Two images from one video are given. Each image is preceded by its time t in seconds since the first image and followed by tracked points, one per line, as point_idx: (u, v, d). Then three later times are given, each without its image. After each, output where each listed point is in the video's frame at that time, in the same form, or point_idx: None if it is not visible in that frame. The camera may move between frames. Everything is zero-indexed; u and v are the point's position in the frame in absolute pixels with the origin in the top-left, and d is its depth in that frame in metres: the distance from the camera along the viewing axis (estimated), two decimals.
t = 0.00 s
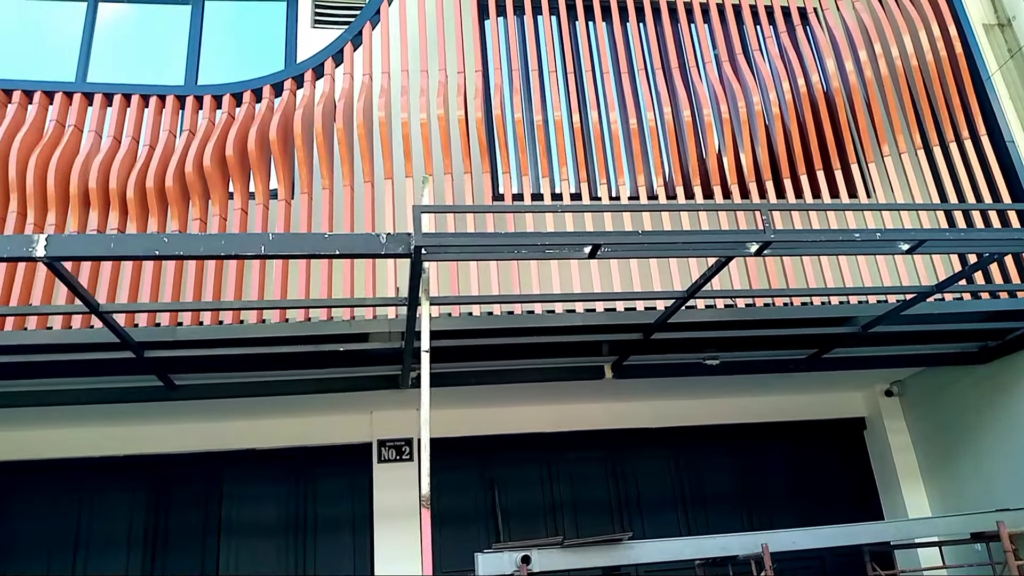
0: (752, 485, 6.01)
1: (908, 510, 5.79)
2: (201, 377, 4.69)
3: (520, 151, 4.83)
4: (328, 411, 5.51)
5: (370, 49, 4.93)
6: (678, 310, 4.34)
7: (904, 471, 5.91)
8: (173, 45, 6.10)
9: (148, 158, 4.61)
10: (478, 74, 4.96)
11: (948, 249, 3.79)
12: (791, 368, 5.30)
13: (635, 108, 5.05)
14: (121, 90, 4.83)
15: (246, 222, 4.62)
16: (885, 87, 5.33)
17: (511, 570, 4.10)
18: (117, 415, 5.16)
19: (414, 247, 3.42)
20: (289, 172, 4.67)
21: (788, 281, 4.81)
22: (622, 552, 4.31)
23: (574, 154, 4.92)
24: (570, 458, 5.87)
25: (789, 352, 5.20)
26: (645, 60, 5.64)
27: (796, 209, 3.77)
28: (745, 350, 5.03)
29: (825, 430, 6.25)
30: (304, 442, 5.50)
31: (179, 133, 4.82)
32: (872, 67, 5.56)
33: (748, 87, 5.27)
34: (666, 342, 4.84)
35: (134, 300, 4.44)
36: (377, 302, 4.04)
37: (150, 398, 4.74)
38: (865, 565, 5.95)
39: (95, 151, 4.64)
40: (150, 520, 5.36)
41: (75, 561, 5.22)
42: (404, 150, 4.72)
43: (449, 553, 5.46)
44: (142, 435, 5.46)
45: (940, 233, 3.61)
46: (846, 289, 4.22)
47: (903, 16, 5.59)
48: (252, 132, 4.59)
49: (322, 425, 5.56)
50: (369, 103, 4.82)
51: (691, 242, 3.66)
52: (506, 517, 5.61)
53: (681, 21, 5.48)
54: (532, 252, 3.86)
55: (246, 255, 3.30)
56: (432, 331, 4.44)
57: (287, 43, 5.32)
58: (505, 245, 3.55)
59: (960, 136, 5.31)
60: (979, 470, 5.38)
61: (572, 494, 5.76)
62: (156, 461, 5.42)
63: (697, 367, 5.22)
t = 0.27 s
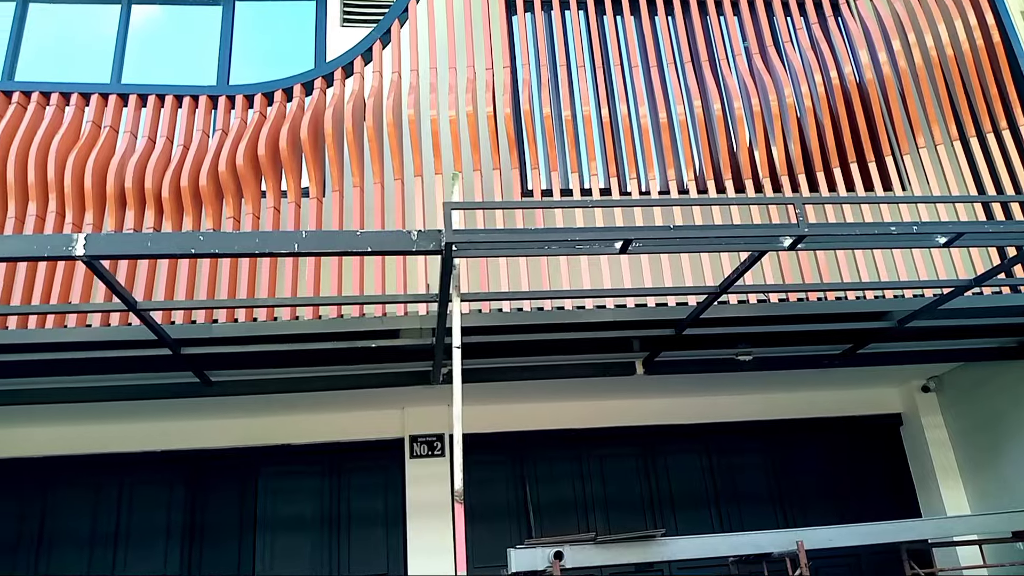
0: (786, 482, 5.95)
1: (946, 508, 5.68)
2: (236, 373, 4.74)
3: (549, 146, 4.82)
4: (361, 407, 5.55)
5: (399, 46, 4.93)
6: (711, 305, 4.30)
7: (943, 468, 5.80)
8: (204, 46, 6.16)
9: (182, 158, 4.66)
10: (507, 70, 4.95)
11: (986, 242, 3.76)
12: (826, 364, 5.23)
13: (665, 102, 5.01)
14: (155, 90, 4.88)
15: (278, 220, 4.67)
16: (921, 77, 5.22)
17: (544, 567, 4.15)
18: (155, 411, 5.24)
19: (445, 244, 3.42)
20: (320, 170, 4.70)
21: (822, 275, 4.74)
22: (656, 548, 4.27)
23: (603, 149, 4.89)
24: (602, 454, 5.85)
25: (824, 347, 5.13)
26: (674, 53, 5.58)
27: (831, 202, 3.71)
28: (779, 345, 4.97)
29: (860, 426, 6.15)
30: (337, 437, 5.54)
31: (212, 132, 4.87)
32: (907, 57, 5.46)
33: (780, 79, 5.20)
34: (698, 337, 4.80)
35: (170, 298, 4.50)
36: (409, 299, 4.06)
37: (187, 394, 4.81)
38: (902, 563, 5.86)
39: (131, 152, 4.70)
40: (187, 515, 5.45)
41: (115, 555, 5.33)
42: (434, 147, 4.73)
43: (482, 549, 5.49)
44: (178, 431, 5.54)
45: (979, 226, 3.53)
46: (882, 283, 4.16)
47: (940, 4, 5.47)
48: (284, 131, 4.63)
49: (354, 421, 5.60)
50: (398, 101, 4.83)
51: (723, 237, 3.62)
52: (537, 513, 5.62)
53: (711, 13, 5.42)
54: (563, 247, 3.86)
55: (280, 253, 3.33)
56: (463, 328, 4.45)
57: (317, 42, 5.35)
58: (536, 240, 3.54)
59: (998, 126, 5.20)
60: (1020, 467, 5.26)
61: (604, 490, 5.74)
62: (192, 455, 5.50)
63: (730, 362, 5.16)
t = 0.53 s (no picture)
0: (823, 478, 5.87)
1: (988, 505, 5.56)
2: (272, 373, 4.80)
3: (580, 143, 4.81)
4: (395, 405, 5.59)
5: (429, 46, 4.95)
6: (746, 301, 4.26)
7: (984, 464, 5.68)
8: (237, 51, 6.25)
9: (217, 161, 4.72)
10: (536, 68, 4.95)
11: None
12: (863, 359, 5.15)
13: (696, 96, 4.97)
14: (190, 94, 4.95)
15: (312, 221, 4.72)
16: (957, 67, 5.13)
17: (579, 564, 4.11)
18: (193, 410, 5.33)
19: (477, 242, 3.44)
20: (352, 171, 4.73)
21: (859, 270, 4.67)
22: (692, 546, 4.23)
23: (634, 146, 4.87)
24: (635, 451, 5.83)
25: (861, 342, 5.06)
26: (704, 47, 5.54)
27: (867, 195, 3.66)
28: (814, 340, 4.91)
29: (898, 422, 6.05)
30: (371, 435, 5.59)
31: (246, 135, 4.93)
32: (943, 46, 5.37)
33: (813, 71, 5.13)
34: (731, 333, 4.76)
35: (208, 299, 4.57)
36: (442, 297, 4.07)
37: (225, 393, 4.87)
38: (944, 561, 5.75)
39: (167, 155, 4.76)
40: (226, 513, 5.53)
41: (156, 553, 5.42)
42: (464, 146, 4.74)
43: (516, 546, 5.50)
44: (216, 430, 5.63)
45: (1020, 218, 3.46)
46: (920, 277, 4.09)
47: None
48: (317, 133, 4.68)
49: (388, 420, 5.64)
50: (429, 101, 4.85)
51: (758, 232, 3.58)
52: (571, 510, 5.61)
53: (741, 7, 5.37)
54: (595, 244, 3.86)
55: (315, 254, 3.37)
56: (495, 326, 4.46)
57: (348, 45, 5.41)
58: (568, 238, 3.54)
59: None
60: None
61: (638, 487, 5.72)
62: (230, 454, 5.59)
63: (765, 358, 5.11)
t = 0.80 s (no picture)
0: (864, 475, 5.78)
1: None
2: (310, 373, 4.85)
3: (612, 139, 4.79)
4: (430, 404, 5.62)
5: (460, 46, 4.97)
6: (783, 296, 4.20)
7: None
8: (271, 55, 6.34)
9: (254, 165, 4.78)
10: (567, 65, 4.94)
11: None
12: (904, 353, 5.06)
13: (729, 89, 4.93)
14: (226, 99, 5.02)
15: (347, 222, 4.76)
16: (999, 53, 5.01)
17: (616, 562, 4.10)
18: (234, 411, 5.41)
19: (511, 240, 3.45)
20: (386, 171, 4.76)
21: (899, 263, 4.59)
22: (731, 544, 4.19)
23: (666, 140, 4.84)
24: (672, 448, 5.80)
25: (901, 336, 4.97)
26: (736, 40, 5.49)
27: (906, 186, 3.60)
28: (854, 335, 4.83)
29: (941, 417, 5.94)
30: (408, 434, 5.62)
31: (281, 138, 4.99)
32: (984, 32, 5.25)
33: (848, 61, 5.05)
34: (768, 329, 4.71)
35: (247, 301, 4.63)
36: (476, 296, 4.08)
37: (264, 394, 4.94)
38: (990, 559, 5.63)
39: (205, 160, 4.84)
40: (267, 511, 5.61)
41: (199, 551, 5.52)
42: (496, 145, 4.74)
43: (554, 543, 5.50)
44: (256, 430, 5.71)
45: None
46: (963, 269, 4.01)
47: None
48: (350, 134, 4.73)
49: (424, 418, 5.67)
50: (460, 100, 4.86)
51: (795, 225, 3.54)
52: (608, 508, 5.60)
53: None
54: (630, 241, 3.84)
55: (351, 255, 3.43)
56: (530, 324, 4.46)
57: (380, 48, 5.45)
58: (602, 234, 3.53)
59: None
60: None
61: (675, 485, 5.69)
62: (270, 454, 5.66)
63: (803, 354, 5.06)
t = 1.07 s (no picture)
0: (906, 472, 5.70)
1: None
2: (348, 375, 4.91)
3: (644, 138, 4.77)
4: (467, 405, 5.66)
5: (491, 49, 4.99)
6: (821, 292, 4.16)
7: None
8: (305, 63, 6.44)
9: (291, 171, 4.85)
10: (599, 65, 4.94)
11: None
12: (946, 349, 4.98)
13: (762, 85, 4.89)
14: (262, 108, 5.10)
15: (382, 226, 4.82)
16: None
17: (656, 561, 4.13)
18: (274, 413, 5.50)
19: (546, 242, 3.46)
20: (420, 175, 4.80)
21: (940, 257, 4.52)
22: (771, 543, 4.17)
23: (699, 137, 4.82)
24: (710, 447, 5.78)
25: (943, 331, 4.89)
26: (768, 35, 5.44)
27: (947, 178, 3.53)
28: (894, 331, 4.77)
29: (985, 413, 5.83)
30: (445, 435, 5.67)
31: (316, 145, 5.06)
32: None
33: (884, 54, 4.98)
34: (805, 325, 4.67)
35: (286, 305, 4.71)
36: (511, 297, 4.10)
37: (303, 396, 5.01)
38: None
39: (243, 167, 4.92)
40: (308, 512, 5.70)
41: (243, 551, 5.63)
42: (528, 146, 4.75)
43: (592, 543, 5.51)
44: (296, 431, 5.80)
45: None
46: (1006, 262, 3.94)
47: None
48: (385, 140, 4.78)
49: (461, 419, 5.72)
50: (492, 103, 4.88)
51: (833, 221, 3.50)
52: (646, 507, 5.60)
53: None
54: (665, 239, 3.83)
55: (388, 258, 3.52)
56: (565, 324, 4.46)
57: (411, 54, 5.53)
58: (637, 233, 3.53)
59: None
60: None
61: (713, 483, 5.67)
62: (310, 455, 5.75)
63: (842, 351, 5.01)
